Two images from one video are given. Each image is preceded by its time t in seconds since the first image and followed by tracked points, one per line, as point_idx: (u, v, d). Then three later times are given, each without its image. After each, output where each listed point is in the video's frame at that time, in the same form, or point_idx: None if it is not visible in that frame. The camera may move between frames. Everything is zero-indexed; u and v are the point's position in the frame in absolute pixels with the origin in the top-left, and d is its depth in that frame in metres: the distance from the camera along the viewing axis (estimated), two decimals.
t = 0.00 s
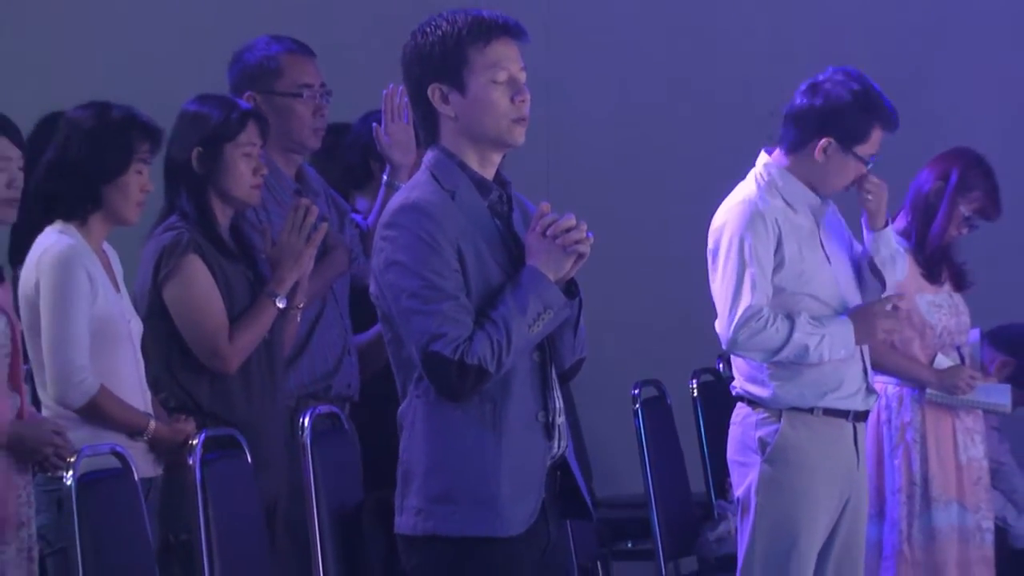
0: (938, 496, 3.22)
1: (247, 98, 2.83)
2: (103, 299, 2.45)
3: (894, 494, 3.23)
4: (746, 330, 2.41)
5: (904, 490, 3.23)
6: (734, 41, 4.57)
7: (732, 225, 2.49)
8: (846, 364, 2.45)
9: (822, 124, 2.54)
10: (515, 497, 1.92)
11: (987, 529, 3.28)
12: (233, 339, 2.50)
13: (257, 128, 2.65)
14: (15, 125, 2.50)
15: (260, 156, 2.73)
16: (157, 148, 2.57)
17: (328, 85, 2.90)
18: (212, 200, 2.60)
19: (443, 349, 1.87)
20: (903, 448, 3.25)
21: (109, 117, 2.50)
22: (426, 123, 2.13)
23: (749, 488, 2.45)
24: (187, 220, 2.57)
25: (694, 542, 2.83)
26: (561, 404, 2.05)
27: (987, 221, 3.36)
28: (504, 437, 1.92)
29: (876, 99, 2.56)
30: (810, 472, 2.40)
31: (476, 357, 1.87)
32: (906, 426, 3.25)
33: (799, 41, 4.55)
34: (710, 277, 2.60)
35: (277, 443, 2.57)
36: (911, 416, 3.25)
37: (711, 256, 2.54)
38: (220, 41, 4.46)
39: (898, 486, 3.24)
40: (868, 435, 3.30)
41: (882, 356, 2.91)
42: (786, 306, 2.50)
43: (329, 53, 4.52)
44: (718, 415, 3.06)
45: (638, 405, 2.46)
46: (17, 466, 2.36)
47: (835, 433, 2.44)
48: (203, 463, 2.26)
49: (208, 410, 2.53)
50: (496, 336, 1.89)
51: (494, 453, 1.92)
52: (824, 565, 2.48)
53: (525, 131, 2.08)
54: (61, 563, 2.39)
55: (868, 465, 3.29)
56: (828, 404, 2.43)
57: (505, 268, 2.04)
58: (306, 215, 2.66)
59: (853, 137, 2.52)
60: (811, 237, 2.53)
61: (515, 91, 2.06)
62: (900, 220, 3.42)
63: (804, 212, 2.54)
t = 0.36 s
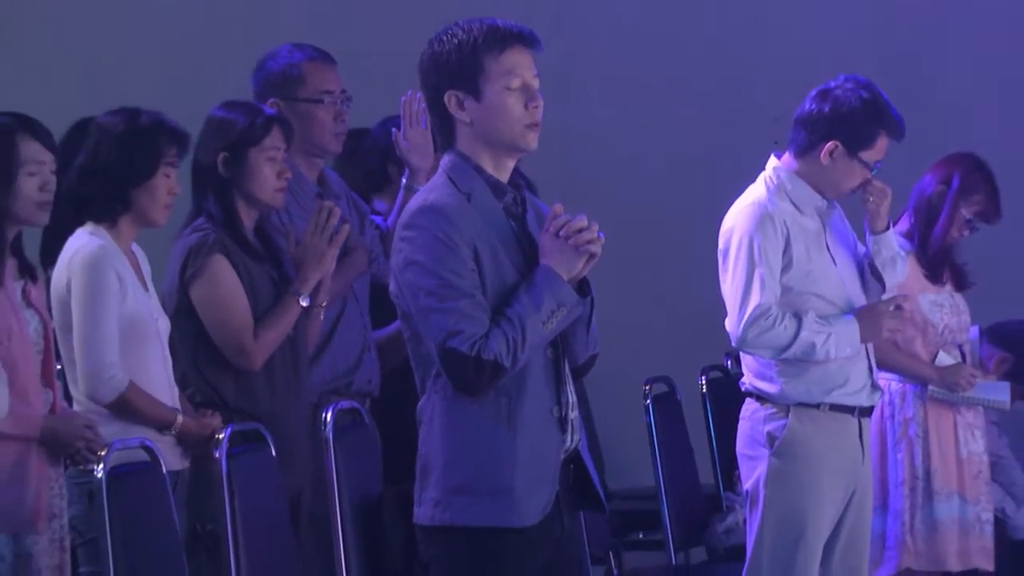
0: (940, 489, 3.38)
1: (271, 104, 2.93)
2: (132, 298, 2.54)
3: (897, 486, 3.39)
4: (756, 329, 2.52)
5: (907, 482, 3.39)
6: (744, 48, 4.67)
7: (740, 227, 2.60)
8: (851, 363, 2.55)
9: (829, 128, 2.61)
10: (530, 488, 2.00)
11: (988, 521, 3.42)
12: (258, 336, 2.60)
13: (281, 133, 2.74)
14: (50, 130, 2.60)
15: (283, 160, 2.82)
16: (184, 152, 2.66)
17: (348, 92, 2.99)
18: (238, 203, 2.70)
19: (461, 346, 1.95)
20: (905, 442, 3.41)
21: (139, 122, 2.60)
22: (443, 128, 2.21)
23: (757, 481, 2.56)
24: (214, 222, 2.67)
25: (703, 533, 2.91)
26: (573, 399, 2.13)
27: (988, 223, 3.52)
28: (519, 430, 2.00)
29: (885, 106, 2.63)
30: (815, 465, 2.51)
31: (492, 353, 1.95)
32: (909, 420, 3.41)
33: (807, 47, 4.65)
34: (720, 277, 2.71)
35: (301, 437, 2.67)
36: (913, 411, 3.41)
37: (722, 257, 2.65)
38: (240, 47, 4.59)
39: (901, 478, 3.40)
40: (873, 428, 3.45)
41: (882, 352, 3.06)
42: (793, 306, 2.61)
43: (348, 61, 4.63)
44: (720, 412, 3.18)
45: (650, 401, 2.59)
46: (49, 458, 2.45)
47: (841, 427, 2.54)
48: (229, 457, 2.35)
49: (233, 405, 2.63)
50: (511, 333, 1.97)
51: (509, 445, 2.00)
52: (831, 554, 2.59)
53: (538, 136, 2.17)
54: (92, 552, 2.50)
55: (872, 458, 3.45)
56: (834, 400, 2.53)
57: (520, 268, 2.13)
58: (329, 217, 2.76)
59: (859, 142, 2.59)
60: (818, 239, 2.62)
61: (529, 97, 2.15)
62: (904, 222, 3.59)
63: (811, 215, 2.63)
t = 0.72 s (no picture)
0: (944, 483, 3.48)
1: (294, 110, 3.03)
2: (159, 297, 2.63)
3: (902, 480, 3.50)
4: (758, 329, 2.64)
5: (911, 476, 3.50)
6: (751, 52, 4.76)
7: (744, 231, 2.71)
8: (852, 360, 2.67)
9: (829, 132, 2.73)
10: (546, 480, 2.08)
11: (990, 513, 3.51)
12: (281, 334, 2.68)
13: (302, 137, 2.83)
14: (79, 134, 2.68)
15: (305, 164, 2.90)
16: (209, 155, 2.74)
17: (369, 97, 3.09)
18: (261, 205, 2.79)
19: (479, 343, 2.03)
20: (910, 437, 3.51)
21: (165, 127, 2.68)
22: (461, 132, 2.29)
23: (761, 473, 2.69)
24: (238, 224, 2.75)
25: (713, 525, 3.04)
26: (587, 393, 2.21)
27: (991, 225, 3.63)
28: (535, 424, 2.08)
29: (888, 116, 2.72)
30: (819, 459, 2.63)
31: (509, 349, 2.02)
32: (913, 416, 3.52)
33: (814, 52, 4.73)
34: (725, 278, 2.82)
35: (323, 432, 2.76)
36: (917, 407, 3.51)
37: (727, 258, 2.77)
38: (259, 52, 4.69)
39: (906, 472, 3.50)
40: (878, 426, 3.56)
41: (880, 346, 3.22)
42: (796, 306, 2.72)
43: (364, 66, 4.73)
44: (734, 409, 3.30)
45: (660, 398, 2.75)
46: (81, 452, 2.53)
47: (844, 422, 2.66)
48: (254, 451, 2.43)
49: (258, 401, 2.74)
50: (528, 330, 2.05)
51: (526, 438, 2.08)
52: (836, 544, 2.71)
53: (553, 140, 2.25)
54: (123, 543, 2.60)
55: (878, 453, 3.56)
56: (837, 397, 2.65)
57: (535, 267, 2.21)
58: (348, 218, 2.84)
59: (857, 149, 2.70)
60: (820, 241, 2.73)
61: (543, 102, 2.23)
62: (909, 223, 3.70)
63: (813, 218, 2.74)
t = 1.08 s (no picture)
0: (946, 476, 3.57)
1: (316, 115, 3.12)
2: (185, 296, 2.72)
3: (906, 473, 3.60)
4: (757, 328, 2.76)
5: (914, 470, 3.59)
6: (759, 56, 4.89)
7: (743, 233, 2.85)
8: (849, 357, 2.79)
9: (828, 136, 2.87)
10: (559, 474, 2.16)
11: (990, 505, 3.61)
12: (302, 331, 2.77)
13: (321, 142, 2.91)
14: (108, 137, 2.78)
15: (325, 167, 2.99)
16: (233, 159, 2.83)
17: (388, 102, 3.19)
18: (282, 207, 2.88)
19: (495, 341, 2.12)
20: (913, 432, 3.60)
21: (191, 132, 2.77)
22: (478, 137, 2.38)
23: (766, 467, 2.79)
24: (260, 226, 2.84)
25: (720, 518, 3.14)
26: (599, 390, 2.29)
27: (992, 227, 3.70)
28: (549, 419, 2.17)
29: (890, 132, 2.86)
30: (819, 453, 2.74)
31: (524, 347, 2.11)
32: (916, 412, 3.60)
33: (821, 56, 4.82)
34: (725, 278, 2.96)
35: (342, 427, 2.86)
36: (921, 403, 3.59)
37: (727, 259, 2.91)
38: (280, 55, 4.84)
39: (909, 465, 3.60)
40: (882, 421, 3.65)
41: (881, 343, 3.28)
42: (793, 305, 2.86)
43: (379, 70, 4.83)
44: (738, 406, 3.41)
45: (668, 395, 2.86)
46: (109, 446, 2.62)
47: (843, 418, 2.78)
48: (278, 446, 2.52)
49: (279, 396, 2.83)
50: (543, 329, 2.13)
51: (540, 433, 2.16)
52: (836, 538, 2.82)
53: (566, 146, 2.33)
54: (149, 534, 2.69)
55: (881, 447, 3.65)
56: (837, 394, 2.77)
57: (549, 267, 2.29)
58: (365, 220, 2.92)
59: (852, 154, 2.84)
60: (816, 243, 2.87)
61: (558, 109, 2.32)
62: (912, 226, 3.79)
63: (810, 221, 2.88)
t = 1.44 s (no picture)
0: (950, 470, 3.66)
1: (339, 120, 3.22)
2: (213, 295, 2.80)
3: (911, 467, 3.67)
4: (769, 320, 2.85)
5: (919, 464, 3.66)
6: (768, 60, 4.98)
7: (754, 231, 2.95)
8: (855, 353, 2.89)
9: (842, 135, 3.00)
10: (576, 468, 2.24)
11: (993, 499, 3.70)
12: (325, 329, 2.86)
13: (343, 146, 2.99)
14: (138, 142, 2.87)
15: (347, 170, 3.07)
16: (258, 163, 2.91)
17: (409, 108, 3.28)
18: (305, 209, 2.97)
19: (513, 339, 2.20)
20: (919, 427, 3.68)
21: (218, 137, 2.85)
22: (496, 141, 2.46)
23: (775, 461, 2.88)
24: (284, 227, 2.93)
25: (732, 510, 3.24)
26: (614, 387, 2.38)
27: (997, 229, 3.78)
28: (566, 414, 2.25)
29: (896, 139, 3.00)
30: (826, 446, 2.83)
31: (541, 345, 2.19)
32: (921, 408, 3.68)
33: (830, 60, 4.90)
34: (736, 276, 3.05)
35: (364, 422, 2.95)
36: (926, 399, 3.67)
37: (738, 257, 3.01)
38: (300, 60, 4.97)
39: (914, 460, 3.67)
40: (889, 417, 3.73)
41: (884, 338, 3.36)
42: (802, 301, 2.95)
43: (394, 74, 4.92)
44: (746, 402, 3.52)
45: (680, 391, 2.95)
46: (140, 441, 2.70)
47: (849, 412, 2.87)
48: (302, 440, 2.61)
49: (303, 392, 2.91)
50: (559, 327, 2.21)
51: (558, 428, 2.24)
52: (841, 532, 2.90)
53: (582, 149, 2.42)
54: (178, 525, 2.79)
55: (888, 442, 3.73)
56: (845, 390, 2.87)
57: (566, 267, 2.38)
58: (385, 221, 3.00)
59: (858, 148, 2.97)
60: (824, 241, 2.97)
61: (574, 114, 2.40)
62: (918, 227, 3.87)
63: (818, 220, 2.98)
